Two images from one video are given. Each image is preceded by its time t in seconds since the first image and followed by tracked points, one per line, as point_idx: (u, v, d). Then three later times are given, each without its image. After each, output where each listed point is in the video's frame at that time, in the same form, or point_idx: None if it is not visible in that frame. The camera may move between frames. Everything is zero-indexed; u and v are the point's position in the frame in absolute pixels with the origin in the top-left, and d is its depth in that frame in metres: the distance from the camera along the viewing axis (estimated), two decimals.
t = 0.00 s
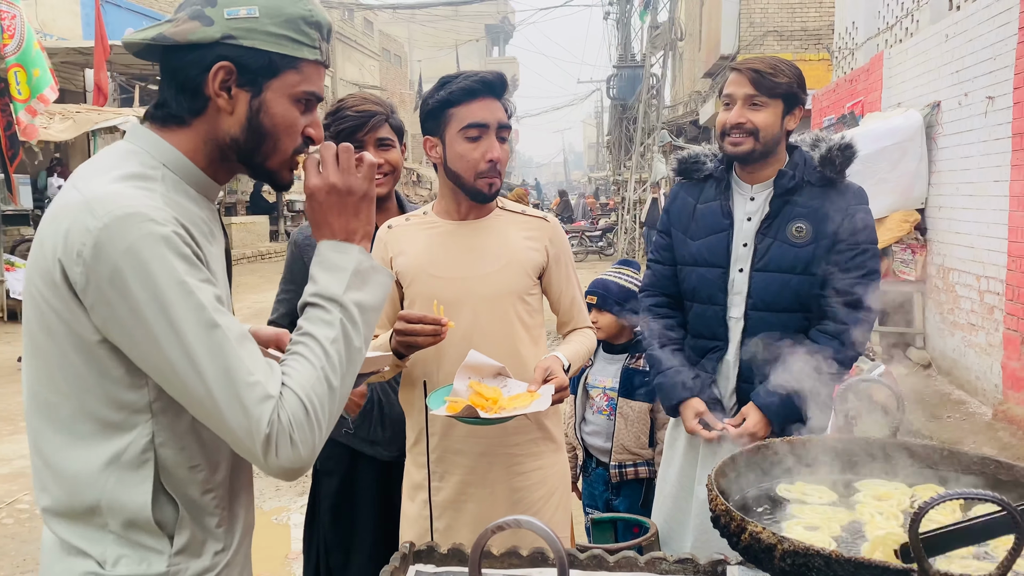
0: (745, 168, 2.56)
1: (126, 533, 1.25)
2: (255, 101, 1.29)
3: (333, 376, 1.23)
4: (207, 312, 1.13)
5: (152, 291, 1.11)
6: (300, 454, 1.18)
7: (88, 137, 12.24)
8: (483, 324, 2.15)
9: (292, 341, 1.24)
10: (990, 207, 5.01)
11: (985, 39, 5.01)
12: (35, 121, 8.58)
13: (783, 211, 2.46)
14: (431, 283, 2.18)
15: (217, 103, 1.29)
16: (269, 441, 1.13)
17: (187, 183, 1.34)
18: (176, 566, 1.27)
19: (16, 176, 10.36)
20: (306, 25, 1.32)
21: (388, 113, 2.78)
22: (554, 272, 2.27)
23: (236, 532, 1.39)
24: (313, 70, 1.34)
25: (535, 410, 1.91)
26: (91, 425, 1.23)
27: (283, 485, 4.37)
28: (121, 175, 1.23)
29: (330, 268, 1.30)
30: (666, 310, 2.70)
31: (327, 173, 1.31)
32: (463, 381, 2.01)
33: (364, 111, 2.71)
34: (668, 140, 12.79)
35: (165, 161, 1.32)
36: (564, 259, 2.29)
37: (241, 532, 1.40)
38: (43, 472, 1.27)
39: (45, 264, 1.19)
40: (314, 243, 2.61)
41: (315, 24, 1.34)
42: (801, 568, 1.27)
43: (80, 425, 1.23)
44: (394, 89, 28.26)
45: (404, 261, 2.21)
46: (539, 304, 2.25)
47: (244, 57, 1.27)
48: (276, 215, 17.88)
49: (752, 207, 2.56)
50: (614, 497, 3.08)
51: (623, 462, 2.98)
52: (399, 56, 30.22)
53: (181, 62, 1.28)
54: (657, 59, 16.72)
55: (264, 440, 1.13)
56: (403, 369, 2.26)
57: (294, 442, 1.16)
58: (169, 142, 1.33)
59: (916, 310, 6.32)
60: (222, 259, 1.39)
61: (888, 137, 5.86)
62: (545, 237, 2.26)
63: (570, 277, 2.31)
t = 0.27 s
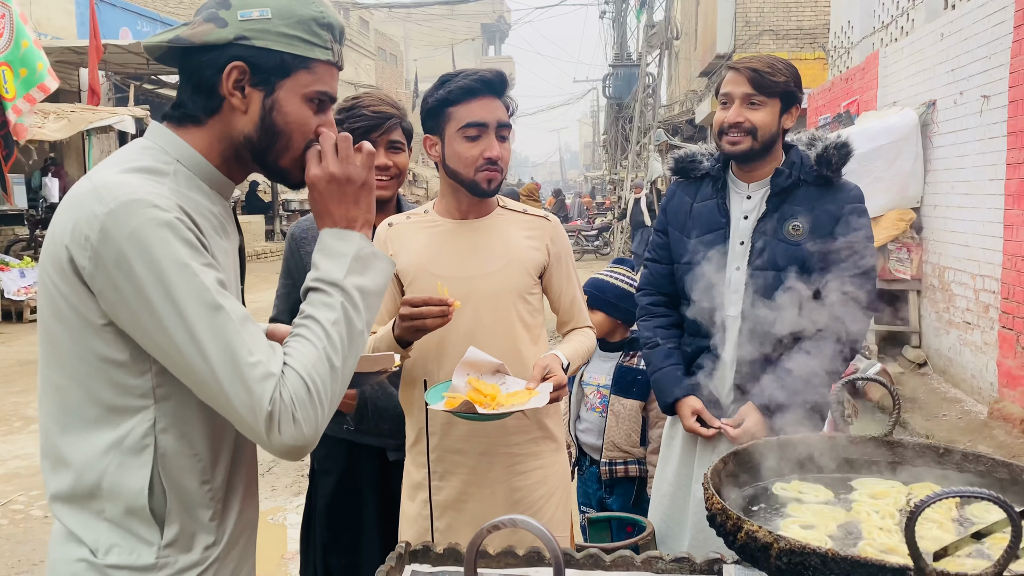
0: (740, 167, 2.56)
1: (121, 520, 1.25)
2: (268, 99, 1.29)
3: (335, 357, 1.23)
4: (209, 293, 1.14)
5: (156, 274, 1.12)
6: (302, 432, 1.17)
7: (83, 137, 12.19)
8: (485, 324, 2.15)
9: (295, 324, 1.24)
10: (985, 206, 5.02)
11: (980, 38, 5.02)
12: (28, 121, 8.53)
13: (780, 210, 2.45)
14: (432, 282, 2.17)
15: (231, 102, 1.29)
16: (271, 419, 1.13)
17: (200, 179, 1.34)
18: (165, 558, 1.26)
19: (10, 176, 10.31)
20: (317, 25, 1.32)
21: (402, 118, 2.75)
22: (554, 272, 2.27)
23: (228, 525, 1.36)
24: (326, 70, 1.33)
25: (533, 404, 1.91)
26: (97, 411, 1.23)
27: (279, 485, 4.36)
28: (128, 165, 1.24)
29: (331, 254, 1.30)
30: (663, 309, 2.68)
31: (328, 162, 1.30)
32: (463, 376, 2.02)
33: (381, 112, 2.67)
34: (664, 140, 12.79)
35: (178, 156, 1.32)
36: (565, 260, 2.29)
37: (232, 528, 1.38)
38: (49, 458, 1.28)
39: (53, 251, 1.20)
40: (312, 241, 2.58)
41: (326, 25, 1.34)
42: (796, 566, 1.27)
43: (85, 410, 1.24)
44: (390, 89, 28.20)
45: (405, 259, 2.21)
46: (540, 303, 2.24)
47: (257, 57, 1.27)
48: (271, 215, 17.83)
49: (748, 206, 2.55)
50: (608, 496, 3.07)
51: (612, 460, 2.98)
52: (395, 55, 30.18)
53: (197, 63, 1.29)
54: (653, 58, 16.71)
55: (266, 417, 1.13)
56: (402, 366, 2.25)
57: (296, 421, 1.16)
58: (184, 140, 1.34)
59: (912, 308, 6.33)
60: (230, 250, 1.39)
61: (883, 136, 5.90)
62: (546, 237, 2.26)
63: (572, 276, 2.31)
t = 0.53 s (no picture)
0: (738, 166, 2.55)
1: (130, 511, 1.25)
2: (280, 99, 1.30)
3: (332, 357, 1.20)
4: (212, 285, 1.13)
5: (160, 265, 1.12)
6: (291, 430, 1.14)
7: (76, 134, 12.13)
8: (490, 323, 2.13)
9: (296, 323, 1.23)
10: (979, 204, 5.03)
11: (975, 36, 5.03)
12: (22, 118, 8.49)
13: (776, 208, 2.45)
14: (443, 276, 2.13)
15: (244, 101, 1.30)
16: (260, 412, 1.11)
17: (208, 173, 1.34)
18: (172, 549, 1.25)
19: (3, 173, 10.26)
20: (325, 25, 1.34)
21: (403, 119, 2.74)
22: (561, 274, 2.27)
23: (234, 516, 1.36)
24: (331, 69, 1.36)
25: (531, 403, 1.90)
26: (108, 401, 1.24)
27: (275, 483, 4.35)
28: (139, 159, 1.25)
29: (339, 261, 1.28)
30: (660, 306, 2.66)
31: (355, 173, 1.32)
32: (462, 373, 1.99)
33: (385, 113, 2.66)
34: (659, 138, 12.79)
35: (188, 151, 1.32)
36: (573, 261, 2.29)
37: (237, 520, 1.37)
38: (60, 448, 1.28)
39: (66, 243, 1.22)
40: (308, 239, 2.58)
41: (332, 24, 1.36)
42: (794, 564, 1.26)
43: (97, 400, 1.24)
44: (385, 86, 28.14)
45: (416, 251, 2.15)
46: (545, 305, 2.23)
47: (271, 58, 1.28)
48: (266, 213, 17.78)
49: (745, 204, 2.55)
50: (602, 492, 3.08)
51: (604, 456, 3.00)
52: (390, 53, 30.12)
53: (209, 63, 1.28)
54: (648, 56, 16.72)
55: (256, 410, 1.11)
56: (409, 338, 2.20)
57: (287, 416, 1.13)
58: (193, 136, 1.34)
59: (907, 306, 6.35)
60: (240, 245, 1.39)
61: (877, 135, 5.89)
62: (554, 238, 2.25)
63: (578, 278, 2.30)
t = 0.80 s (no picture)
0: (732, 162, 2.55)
1: (149, 508, 1.28)
2: (281, 93, 1.31)
3: (281, 411, 1.17)
4: (203, 298, 1.13)
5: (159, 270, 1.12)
6: (215, 466, 1.12)
7: (69, 130, 12.06)
8: (493, 322, 2.13)
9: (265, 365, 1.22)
10: (972, 202, 5.05)
11: (968, 34, 5.05)
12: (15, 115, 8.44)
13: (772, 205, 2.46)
14: (451, 272, 2.12)
15: (247, 96, 1.30)
16: (191, 437, 1.09)
17: (209, 169, 1.34)
18: (193, 543, 1.29)
19: None
20: (320, 19, 1.36)
21: (393, 113, 2.68)
22: (569, 278, 2.25)
23: (249, 508, 1.40)
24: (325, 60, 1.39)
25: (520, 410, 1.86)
26: (119, 400, 1.26)
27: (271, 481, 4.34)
28: (149, 156, 1.25)
29: (334, 323, 1.27)
30: (655, 304, 2.67)
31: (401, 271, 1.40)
32: (456, 376, 2.00)
33: (373, 110, 2.59)
34: (653, 135, 12.80)
35: (187, 147, 1.32)
36: (583, 264, 2.26)
37: (253, 511, 1.42)
38: (69, 447, 1.30)
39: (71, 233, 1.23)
40: (303, 238, 2.56)
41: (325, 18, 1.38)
42: (790, 562, 1.27)
43: (109, 400, 1.26)
44: (380, 83, 28.06)
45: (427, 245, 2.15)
46: (550, 307, 2.22)
47: (274, 53, 1.28)
48: (260, 210, 17.72)
49: (740, 201, 2.54)
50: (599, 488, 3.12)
51: (598, 451, 3.02)
52: (384, 50, 30.05)
53: (213, 60, 1.27)
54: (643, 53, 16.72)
55: (188, 434, 1.09)
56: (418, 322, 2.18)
57: (215, 451, 1.11)
58: (192, 131, 1.33)
59: (900, 303, 6.37)
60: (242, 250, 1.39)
61: (872, 132, 5.91)
62: (563, 240, 2.23)
63: (586, 282, 2.28)
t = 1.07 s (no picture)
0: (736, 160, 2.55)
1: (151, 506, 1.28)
2: (269, 87, 1.32)
3: (247, 433, 1.16)
4: (190, 302, 1.13)
5: (149, 269, 1.11)
6: (172, 476, 1.11)
7: (62, 127, 11.99)
8: (492, 318, 2.12)
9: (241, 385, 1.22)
10: (966, 199, 5.07)
11: (962, 32, 5.06)
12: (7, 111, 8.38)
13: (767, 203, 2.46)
14: (450, 266, 2.15)
15: (235, 89, 1.29)
16: (155, 443, 1.09)
17: (198, 166, 1.34)
18: (199, 539, 1.30)
19: None
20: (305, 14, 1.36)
21: (380, 108, 2.66)
22: (574, 277, 2.20)
23: (250, 505, 1.43)
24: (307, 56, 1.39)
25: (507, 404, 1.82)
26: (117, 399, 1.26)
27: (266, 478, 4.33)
28: (144, 153, 1.24)
29: (319, 359, 1.28)
30: (651, 302, 2.68)
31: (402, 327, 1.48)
32: (450, 368, 1.99)
33: (357, 107, 2.57)
34: (648, 132, 12.78)
35: (177, 143, 1.31)
36: (589, 262, 2.22)
37: (254, 508, 1.45)
38: (65, 446, 1.29)
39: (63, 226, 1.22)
40: (301, 239, 2.54)
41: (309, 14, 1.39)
42: (785, 558, 1.27)
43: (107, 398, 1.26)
44: (374, 80, 27.98)
45: (430, 241, 2.19)
46: (555, 306, 2.19)
47: (263, 47, 1.28)
48: (254, 208, 17.65)
49: (736, 198, 2.56)
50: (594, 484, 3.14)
51: (594, 447, 3.04)
52: (379, 46, 29.95)
53: (203, 52, 1.26)
54: (638, 51, 16.71)
55: (152, 440, 1.08)
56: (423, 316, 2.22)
57: (175, 460, 1.10)
58: (179, 126, 1.32)
59: (894, 301, 6.40)
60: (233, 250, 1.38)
61: (865, 130, 5.90)
62: (568, 238, 2.19)
63: (593, 281, 2.22)
